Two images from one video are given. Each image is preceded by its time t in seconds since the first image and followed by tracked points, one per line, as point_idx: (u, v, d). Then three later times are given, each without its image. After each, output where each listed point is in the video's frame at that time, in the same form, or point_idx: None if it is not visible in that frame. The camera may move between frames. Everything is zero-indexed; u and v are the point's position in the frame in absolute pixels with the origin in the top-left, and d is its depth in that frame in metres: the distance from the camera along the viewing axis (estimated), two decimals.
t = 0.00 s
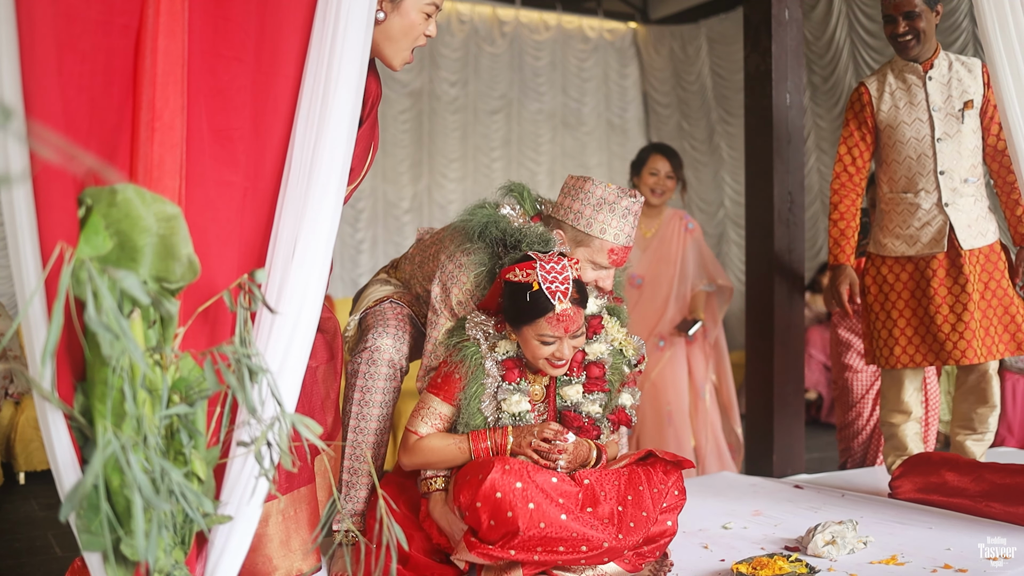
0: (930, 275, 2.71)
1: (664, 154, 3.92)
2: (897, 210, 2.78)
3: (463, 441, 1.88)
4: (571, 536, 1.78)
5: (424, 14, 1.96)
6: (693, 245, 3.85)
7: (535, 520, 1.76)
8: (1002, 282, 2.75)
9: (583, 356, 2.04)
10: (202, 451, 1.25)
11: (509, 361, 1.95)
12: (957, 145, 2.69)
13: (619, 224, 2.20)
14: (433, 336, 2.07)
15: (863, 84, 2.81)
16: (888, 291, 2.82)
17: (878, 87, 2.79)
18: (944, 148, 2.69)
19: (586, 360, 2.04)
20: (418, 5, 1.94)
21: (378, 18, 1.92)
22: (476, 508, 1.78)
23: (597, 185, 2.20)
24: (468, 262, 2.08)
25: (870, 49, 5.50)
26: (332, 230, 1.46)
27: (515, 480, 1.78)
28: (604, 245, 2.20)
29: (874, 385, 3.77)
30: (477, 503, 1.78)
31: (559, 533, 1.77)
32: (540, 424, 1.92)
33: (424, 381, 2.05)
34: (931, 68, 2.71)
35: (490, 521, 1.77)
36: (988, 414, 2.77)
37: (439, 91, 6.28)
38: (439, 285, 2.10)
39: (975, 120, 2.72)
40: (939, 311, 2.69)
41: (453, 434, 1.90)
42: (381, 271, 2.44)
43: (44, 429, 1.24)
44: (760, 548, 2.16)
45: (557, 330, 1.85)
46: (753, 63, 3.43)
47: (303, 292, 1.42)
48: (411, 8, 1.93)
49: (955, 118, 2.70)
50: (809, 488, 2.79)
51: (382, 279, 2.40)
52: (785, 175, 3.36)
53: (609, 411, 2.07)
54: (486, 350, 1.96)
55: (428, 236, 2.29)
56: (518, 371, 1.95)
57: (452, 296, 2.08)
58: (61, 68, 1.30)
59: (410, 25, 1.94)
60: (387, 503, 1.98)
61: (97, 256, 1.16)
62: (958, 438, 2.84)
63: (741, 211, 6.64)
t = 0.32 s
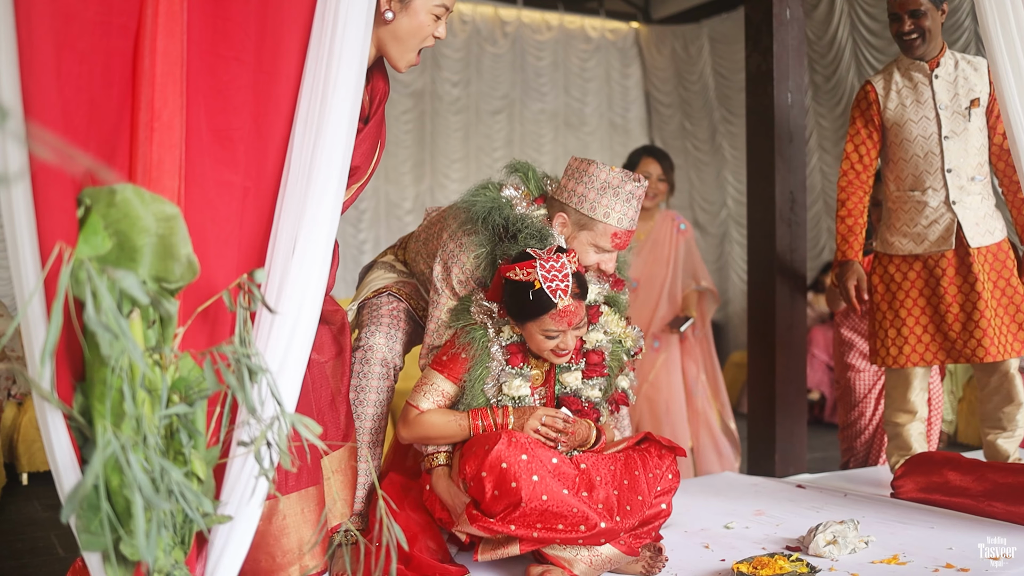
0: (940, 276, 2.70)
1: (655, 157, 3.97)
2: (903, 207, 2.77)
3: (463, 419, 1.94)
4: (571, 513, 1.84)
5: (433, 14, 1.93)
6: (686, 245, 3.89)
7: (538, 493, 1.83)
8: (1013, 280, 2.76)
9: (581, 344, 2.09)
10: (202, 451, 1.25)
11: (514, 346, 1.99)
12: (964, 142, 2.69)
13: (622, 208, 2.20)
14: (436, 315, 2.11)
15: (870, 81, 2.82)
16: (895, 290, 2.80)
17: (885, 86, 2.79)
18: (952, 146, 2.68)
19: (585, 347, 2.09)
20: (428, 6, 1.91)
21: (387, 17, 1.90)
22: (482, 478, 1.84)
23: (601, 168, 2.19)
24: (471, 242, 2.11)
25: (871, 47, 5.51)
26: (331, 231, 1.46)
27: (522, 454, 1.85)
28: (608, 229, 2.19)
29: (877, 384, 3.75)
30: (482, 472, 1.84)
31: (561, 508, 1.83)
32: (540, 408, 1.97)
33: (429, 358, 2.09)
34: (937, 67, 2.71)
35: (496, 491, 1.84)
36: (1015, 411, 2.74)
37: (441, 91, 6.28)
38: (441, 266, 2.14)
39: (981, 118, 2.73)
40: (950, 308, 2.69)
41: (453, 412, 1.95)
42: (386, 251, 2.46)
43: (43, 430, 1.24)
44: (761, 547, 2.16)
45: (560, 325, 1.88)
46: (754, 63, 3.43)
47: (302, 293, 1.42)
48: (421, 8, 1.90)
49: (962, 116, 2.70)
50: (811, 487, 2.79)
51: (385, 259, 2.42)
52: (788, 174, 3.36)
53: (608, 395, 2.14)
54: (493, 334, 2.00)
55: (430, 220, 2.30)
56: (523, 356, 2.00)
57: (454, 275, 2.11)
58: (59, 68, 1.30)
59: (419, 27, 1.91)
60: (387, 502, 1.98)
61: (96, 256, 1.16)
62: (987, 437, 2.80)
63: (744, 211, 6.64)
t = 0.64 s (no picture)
0: (954, 276, 2.70)
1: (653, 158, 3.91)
2: (917, 208, 2.77)
3: (468, 402, 2.00)
4: (571, 497, 1.92)
5: (443, 19, 1.91)
6: (684, 245, 3.90)
7: (539, 477, 1.91)
8: None
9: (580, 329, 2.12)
10: (202, 451, 1.25)
11: (520, 332, 2.07)
12: (980, 144, 2.69)
13: (630, 192, 2.15)
14: (441, 295, 2.13)
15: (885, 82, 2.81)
16: (908, 290, 2.81)
17: (901, 86, 2.79)
18: (968, 147, 2.68)
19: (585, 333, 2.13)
20: (439, 11, 1.89)
21: (397, 23, 1.88)
22: (486, 459, 1.92)
23: (609, 152, 2.14)
24: (477, 225, 2.12)
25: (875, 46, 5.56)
26: (331, 230, 1.46)
27: (526, 438, 1.93)
28: (614, 213, 2.13)
29: (881, 384, 3.73)
30: (487, 453, 1.92)
31: (561, 491, 1.92)
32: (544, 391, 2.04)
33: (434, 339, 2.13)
34: (954, 69, 2.70)
35: (499, 473, 1.92)
36: None
37: (444, 91, 6.32)
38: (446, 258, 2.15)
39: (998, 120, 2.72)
40: (962, 310, 2.69)
41: (458, 395, 2.02)
42: (392, 233, 2.43)
43: (43, 430, 1.24)
44: (762, 547, 2.15)
45: (563, 317, 1.96)
46: (755, 63, 3.43)
47: (302, 293, 1.42)
48: (431, 13, 1.89)
49: (978, 118, 2.69)
50: (813, 487, 2.78)
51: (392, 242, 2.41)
52: (791, 174, 3.36)
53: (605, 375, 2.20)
54: (500, 319, 2.07)
55: (436, 207, 2.28)
56: (527, 342, 2.08)
57: (460, 255, 2.12)
58: (58, 68, 1.30)
59: (429, 32, 1.90)
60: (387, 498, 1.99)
61: (96, 256, 1.16)
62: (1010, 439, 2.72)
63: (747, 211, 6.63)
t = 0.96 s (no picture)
0: (971, 277, 2.71)
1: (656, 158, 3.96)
2: (937, 211, 2.78)
3: (470, 381, 2.07)
4: (567, 484, 1.97)
5: (445, 22, 1.92)
6: (688, 246, 3.94)
7: (538, 463, 1.97)
8: None
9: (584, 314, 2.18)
10: (200, 453, 1.26)
11: (527, 320, 2.10)
12: (1004, 149, 2.71)
13: (647, 181, 2.16)
14: (451, 271, 2.13)
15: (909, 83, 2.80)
16: (925, 292, 2.82)
17: (926, 89, 2.78)
18: (992, 152, 2.69)
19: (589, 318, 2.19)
20: (442, 13, 1.90)
21: (399, 25, 1.89)
22: (490, 440, 1.97)
23: (629, 140, 2.15)
24: (494, 206, 2.10)
25: (876, 47, 5.79)
26: (331, 232, 1.47)
27: (530, 424, 1.99)
28: (631, 202, 2.15)
29: (882, 384, 3.70)
30: (492, 433, 1.97)
31: (558, 479, 1.97)
32: (548, 375, 2.11)
33: (440, 315, 2.15)
34: (979, 72, 2.70)
35: (500, 454, 1.97)
36: None
37: (445, 92, 6.38)
38: (460, 234, 2.13)
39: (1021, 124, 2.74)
40: (980, 312, 2.70)
41: (461, 374, 2.08)
42: (394, 204, 2.41)
43: (42, 433, 1.25)
44: (760, 548, 2.17)
45: (572, 310, 2.00)
46: (755, 65, 3.43)
47: (301, 295, 1.42)
48: (434, 16, 1.90)
49: (1002, 123, 2.70)
50: (812, 488, 2.79)
51: (396, 214, 2.40)
52: (791, 176, 3.36)
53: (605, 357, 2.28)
54: (508, 305, 2.09)
55: (453, 175, 2.26)
56: (534, 328, 2.11)
57: (474, 233, 2.11)
58: (58, 72, 1.30)
59: (432, 35, 1.91)
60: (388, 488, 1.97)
61: (95, 258, 1.17)
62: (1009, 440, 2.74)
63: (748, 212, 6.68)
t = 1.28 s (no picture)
0: (990, 279, 2.75)
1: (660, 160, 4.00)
2: (958, 212, 2.80)
3: (482, 355, 2.09)
4: (570, 470, 2.02)
5: (442, 24, 1.94)
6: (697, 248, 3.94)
7: (546, 449, 2.02)
8: None
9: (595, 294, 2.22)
10: (198, 454, 1.27)
11: (543, 298, 2.13)
12: None
13: (666, 168, 2.22)
14: (467, 248, 2.15)
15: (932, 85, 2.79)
16: (946, 294, 2.86)
17: (949, 91, 2.77)
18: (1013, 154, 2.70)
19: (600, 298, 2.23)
20: (439, 15, 1.92)
21: (397, 27, 1.90)
22: (501, 422, 2.03)
23: (651, 127, 2.21)
24: (516, 183, 2.14)
25: (876, 50, 5.86)
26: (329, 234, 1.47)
27: (542, 409, 2.05)
28: (649, 186, 2.21)
29: (882, 385, 3.68)
30: (504, 415, 2.03)
31: (563, 465, 2.02)
32: (558, 354, 2.14)
33: (453, 290, 2.19)
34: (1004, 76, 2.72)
35: (509, 434, 2.04)
36: None
37: (445, 93, 6.45)
38: (479, 211, 2.15)
39: None
40: (1000, 315, 2.75)
41: (473, 348, 2.11)
42: (406, 188, 2.41)
43: (40, 434, 1.25)
44: (756, 549, 2.17)
45: (587, 287, 2.03)
46: (754, 66, 3.43)
47: (299, 297, 1.42)
48: (431, 18, 1.91)
49: None
50: (809, 490, 2.80)
51: (409, 198, 2.39)
52: (789, 179, 3.38)
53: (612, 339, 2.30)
54: (526, 284, 2.12)
55: (471, 155, 2.28)
56: (550, 306, 2.15)
57: (493, 210, 2.14)
58: (55, 77, 1.29)
59: (428, 37, 1.92)
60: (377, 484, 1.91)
61: (92, 262, 1.18)
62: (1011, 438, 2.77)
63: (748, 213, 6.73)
